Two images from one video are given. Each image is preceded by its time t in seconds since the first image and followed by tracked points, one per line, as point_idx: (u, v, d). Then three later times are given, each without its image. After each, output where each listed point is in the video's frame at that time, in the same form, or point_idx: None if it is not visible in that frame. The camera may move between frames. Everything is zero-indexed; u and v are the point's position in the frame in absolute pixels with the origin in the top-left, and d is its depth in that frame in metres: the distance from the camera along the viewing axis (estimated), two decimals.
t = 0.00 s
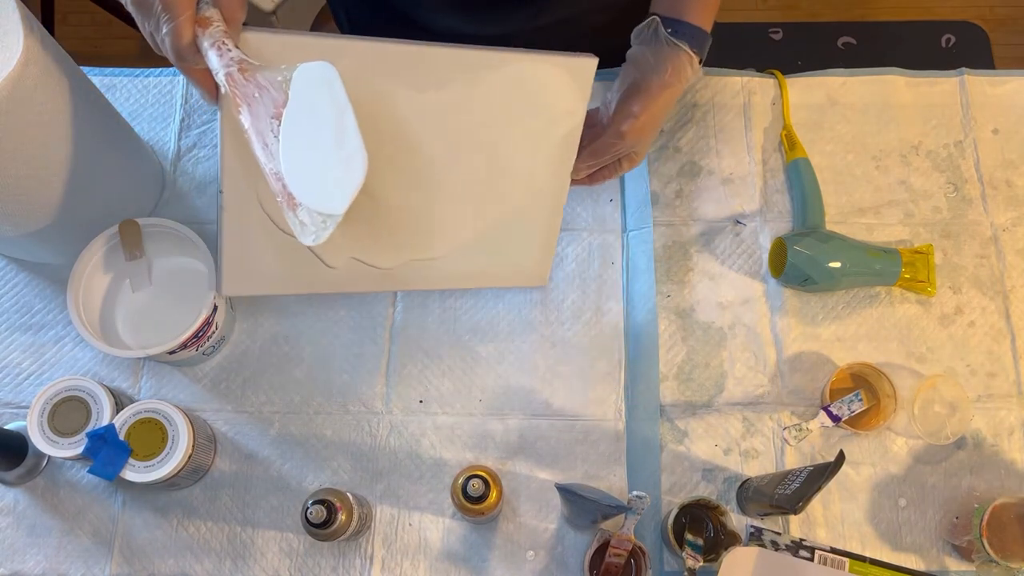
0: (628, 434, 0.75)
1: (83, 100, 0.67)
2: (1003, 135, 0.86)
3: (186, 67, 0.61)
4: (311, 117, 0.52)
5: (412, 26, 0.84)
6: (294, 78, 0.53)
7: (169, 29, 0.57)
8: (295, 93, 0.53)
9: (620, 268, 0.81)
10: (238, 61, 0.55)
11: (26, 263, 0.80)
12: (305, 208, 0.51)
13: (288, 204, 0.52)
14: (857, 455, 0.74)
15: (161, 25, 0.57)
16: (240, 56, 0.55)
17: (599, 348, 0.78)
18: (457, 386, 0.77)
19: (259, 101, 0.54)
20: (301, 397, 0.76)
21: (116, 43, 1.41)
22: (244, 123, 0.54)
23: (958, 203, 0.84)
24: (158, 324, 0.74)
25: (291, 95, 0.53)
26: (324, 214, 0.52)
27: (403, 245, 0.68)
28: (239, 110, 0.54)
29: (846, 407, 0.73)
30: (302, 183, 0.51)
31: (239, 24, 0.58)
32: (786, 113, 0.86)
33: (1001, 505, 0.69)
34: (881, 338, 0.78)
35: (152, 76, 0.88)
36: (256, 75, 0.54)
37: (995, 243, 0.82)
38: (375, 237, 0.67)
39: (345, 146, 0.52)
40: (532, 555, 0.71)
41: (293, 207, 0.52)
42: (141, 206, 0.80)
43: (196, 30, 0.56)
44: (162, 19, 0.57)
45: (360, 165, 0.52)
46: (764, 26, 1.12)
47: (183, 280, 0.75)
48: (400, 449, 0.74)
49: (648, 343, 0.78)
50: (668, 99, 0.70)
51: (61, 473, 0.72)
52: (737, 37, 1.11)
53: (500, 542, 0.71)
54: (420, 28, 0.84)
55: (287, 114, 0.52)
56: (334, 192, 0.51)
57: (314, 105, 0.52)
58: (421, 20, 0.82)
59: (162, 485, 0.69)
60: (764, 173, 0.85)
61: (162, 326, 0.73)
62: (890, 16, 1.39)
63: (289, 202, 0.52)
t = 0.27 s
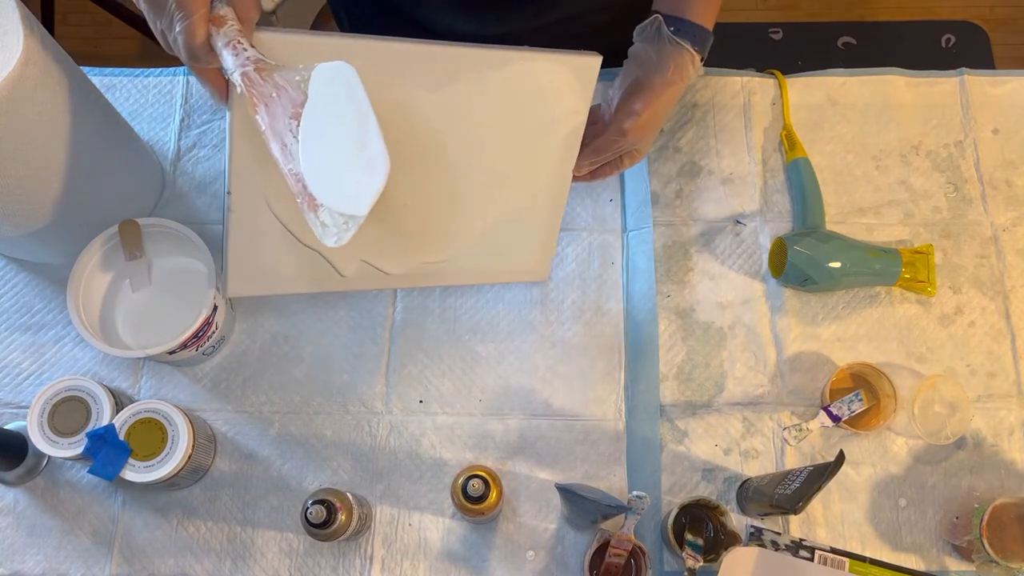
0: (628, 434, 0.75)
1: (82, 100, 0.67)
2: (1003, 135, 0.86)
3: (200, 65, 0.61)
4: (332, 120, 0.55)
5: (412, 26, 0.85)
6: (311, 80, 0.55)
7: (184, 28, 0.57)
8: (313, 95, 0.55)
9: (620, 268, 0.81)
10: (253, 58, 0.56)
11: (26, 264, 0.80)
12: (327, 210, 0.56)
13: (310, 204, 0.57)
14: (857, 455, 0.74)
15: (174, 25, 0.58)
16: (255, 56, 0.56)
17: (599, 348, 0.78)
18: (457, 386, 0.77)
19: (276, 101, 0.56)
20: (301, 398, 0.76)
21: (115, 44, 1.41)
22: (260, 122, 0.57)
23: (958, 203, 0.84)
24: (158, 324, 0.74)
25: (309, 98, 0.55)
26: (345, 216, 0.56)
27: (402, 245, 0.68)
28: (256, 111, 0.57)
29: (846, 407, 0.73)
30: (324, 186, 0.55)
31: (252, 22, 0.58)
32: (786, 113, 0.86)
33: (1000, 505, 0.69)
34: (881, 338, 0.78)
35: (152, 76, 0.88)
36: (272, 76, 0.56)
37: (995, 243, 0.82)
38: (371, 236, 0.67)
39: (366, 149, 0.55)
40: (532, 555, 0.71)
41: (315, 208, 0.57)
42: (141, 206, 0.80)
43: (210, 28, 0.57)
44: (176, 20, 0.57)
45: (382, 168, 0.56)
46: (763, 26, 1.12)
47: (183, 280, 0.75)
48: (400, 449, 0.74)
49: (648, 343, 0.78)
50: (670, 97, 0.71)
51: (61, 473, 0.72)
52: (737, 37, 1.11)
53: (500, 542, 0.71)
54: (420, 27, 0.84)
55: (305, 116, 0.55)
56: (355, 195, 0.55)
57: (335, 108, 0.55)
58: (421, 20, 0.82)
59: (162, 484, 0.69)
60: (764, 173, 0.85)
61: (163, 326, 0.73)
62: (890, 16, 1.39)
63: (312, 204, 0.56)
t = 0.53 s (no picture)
0: (628, 434, 0.75)
1: (82, 100, 0.67)
2: (1003, 135, 0.86)
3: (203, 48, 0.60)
4: (356, 106, 0.56)
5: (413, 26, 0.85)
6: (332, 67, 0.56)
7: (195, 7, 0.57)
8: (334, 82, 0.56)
9: (620, 268, 0.81)
10: (269, 46, 0.56)
11: (26, 264, 0.80)
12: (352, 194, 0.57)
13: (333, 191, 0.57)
14: (857, 455, 0.74)
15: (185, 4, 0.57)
16: (270, 44, 0.56)
17: (599, 348, 0.78)
18: (457, 386, 0.77)
19: (295, 89, 0.56)
20: (301, 398, 0.76)
21: (115, 44, 1.41)
22: (278, 108, 0.56)
23: (958, 203, 0.84)
24: (158, 324, 0.74)
25: (330, 84, 0.55)
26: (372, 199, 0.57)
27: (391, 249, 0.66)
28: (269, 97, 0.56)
29: (846, 407, 0.73)
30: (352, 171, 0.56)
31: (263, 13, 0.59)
32: (786, 113, 0.86)
33: (1001, 505, 0.69)
34: (881, 338, 0.78)
35: (152, 76, 0.88)
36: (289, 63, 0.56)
37: (995, 243, 0.82)
38: (364, 243, 0.66)
39: (391, 135, 0.56)
40: (532, 555, 0.71)
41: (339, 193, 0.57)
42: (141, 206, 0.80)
43: (224, 17, 0.57)
44: None
45: (407, 154, 0.57)
46: (763, 26, 1.12)
47: (183, 280, 0.75)
48: (400, 449, 0.74)
49: (648, 342, 0.78)
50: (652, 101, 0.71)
51: (61, 473, 0.72)
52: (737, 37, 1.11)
53: (500, 542, 0.71)
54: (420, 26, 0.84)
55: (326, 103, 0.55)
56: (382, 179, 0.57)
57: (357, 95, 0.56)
58: (422, 20, 0.83)
59: (162, 484, 0.69)
60: (764, 173, 0.85)
61: (163, 326, 0.73)
62: (890, 16, 1.39)
63: (335, 187, 0.57)
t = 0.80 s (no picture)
0: (628, 434, 0.75)
1: (82, 100, 0.67)
2: (1003, 135, 0.86)
3: (216, 21, 0.57)
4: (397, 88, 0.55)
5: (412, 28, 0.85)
6: (364, 50, 0.54)
7: None
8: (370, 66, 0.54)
9: (620, 268, 0.81)
10: (293, 33, 0.54)
11: (26, 264, 0.80)
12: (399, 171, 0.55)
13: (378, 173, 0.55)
14: (857, 455, 0.74)
15: None
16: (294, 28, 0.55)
17: (599, 348, 0.78)
18: (457, 387, 0.77)
19: (327, 72, 0.54)
20: (301, 398, 0.76)
21: (115, 43, 1.41)
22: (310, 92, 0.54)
23: (958, 203, 0.84)
24: (158, 324, 0.74)
25: (366, 67, 0.54)
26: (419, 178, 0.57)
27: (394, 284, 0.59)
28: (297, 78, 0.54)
29: (846, 407, 0.73)
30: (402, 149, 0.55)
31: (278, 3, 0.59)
32: (786, 113, 0.86)
33: (1001, 505, 0.69)
34: (881, 338, 0.78)
35: (152, 76, 0.88)
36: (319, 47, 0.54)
37: (995, 243, 0.82)
38: (404, 270, 0.60)
39: (432, 115, 0.57)
40: (532, 555, 0.71)
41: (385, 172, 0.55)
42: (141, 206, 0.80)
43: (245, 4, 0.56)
44: None
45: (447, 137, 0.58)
46: (763, 27, 1.12)
47: (183, 280, 0.75)
48: (400, 449, 0.74)
49: (648, 343, 0.78)
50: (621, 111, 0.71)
51: (61, 473, 0.72)
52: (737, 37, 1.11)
53: (500, 542, 0.71)
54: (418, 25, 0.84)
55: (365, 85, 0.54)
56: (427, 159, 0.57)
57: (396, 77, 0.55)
58: (420, 21, 0.83)
59: (162, 485, 0.69)
60: (764, 173, 0.85)
61: (163, 326, 0.73)
62: (890, 16, 1.39)
63: (379, 165, 0.54)
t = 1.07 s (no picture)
0: (628, 434, 0.75)
1: (82, 100, 0.67)
2: (1003, 135, 0.86)
3: (221, 19, 0.54)
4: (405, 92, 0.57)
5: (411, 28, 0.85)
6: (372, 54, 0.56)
7: None
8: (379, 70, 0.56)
9: (620, 268, 0.81)
10: (300, 32, 0.54)
11: (26, 264, 0.80)
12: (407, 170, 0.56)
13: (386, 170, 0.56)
14: (857, 455, 0.74)
15: None
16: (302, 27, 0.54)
17: (599, 348, 0.78)
18: (457, 387, 0.77)
19: (334, 72, 0.54)
20: (301, 398, 0.76)
21: (115, 43, 1.41)
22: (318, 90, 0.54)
23: (958, 203, 0.84)
24: (158, 324, 0.74)
25: (373, 70, 0.56)
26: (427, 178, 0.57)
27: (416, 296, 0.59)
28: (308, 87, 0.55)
29: (846, 407, 0.73)
30: (410, 149, 0.56)
31: None
32: (786, 113, 0.86)
33: (1001, 505, 0.69)
34: (881, 338, 0.78)
35: (152, 76, 0.88)
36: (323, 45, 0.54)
37: (995, 243, 0.82)
38: (420, 270, 0.60)
39: (441, 119, 0.58)
40: (532, 555, 0.71)
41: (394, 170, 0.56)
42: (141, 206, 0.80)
43: None
44: None
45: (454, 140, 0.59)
46: (763, 27, 1.12)
47: (183, 280, 0.75)
48: (400, 449, 0.74)
49: (648, 343, 0.78)
50: (602, 114, 0.73)
51: (61, 473, 0.72)
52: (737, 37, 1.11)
53: (500, 542, 0.71)
54: (416, 26, 0.84)
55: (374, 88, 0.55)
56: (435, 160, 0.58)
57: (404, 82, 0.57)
58: (419, 21, 0.83)
59: (162, 485, 0.69)
60: (764, 173, 0.85)
61: (163, 326, 0.73)
62: (890, 16, 1.39)
63: (388, 162, 0.55)
